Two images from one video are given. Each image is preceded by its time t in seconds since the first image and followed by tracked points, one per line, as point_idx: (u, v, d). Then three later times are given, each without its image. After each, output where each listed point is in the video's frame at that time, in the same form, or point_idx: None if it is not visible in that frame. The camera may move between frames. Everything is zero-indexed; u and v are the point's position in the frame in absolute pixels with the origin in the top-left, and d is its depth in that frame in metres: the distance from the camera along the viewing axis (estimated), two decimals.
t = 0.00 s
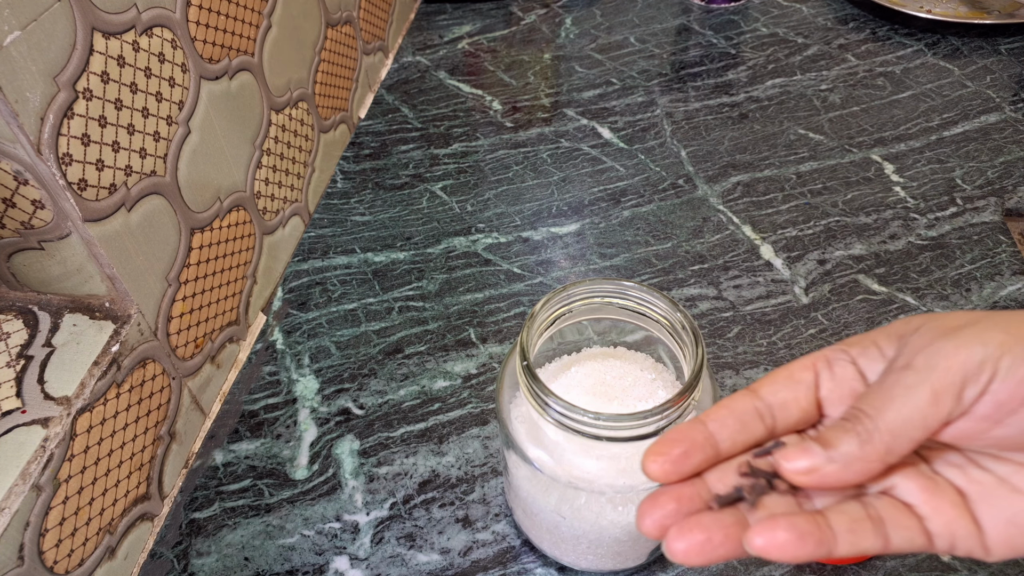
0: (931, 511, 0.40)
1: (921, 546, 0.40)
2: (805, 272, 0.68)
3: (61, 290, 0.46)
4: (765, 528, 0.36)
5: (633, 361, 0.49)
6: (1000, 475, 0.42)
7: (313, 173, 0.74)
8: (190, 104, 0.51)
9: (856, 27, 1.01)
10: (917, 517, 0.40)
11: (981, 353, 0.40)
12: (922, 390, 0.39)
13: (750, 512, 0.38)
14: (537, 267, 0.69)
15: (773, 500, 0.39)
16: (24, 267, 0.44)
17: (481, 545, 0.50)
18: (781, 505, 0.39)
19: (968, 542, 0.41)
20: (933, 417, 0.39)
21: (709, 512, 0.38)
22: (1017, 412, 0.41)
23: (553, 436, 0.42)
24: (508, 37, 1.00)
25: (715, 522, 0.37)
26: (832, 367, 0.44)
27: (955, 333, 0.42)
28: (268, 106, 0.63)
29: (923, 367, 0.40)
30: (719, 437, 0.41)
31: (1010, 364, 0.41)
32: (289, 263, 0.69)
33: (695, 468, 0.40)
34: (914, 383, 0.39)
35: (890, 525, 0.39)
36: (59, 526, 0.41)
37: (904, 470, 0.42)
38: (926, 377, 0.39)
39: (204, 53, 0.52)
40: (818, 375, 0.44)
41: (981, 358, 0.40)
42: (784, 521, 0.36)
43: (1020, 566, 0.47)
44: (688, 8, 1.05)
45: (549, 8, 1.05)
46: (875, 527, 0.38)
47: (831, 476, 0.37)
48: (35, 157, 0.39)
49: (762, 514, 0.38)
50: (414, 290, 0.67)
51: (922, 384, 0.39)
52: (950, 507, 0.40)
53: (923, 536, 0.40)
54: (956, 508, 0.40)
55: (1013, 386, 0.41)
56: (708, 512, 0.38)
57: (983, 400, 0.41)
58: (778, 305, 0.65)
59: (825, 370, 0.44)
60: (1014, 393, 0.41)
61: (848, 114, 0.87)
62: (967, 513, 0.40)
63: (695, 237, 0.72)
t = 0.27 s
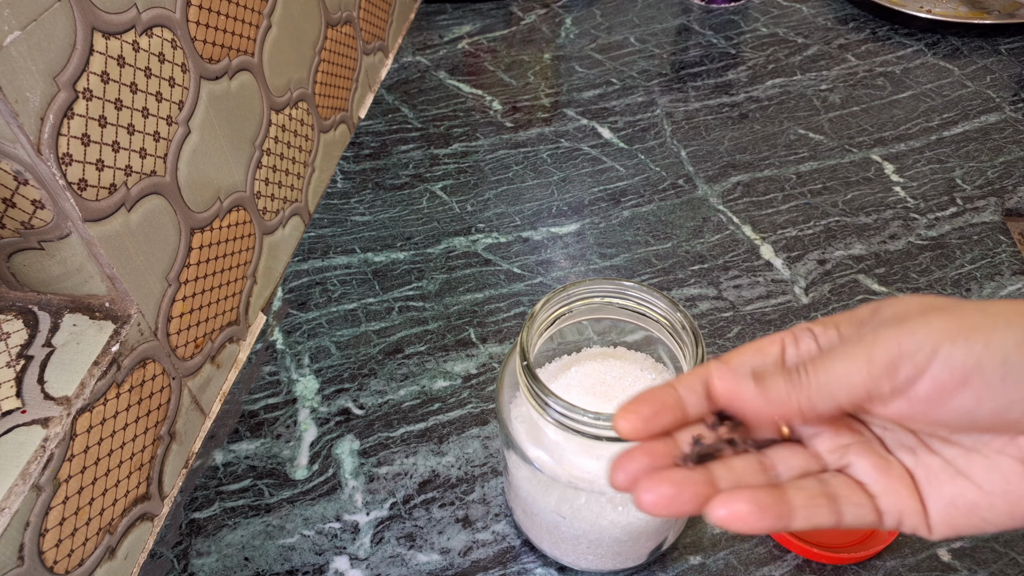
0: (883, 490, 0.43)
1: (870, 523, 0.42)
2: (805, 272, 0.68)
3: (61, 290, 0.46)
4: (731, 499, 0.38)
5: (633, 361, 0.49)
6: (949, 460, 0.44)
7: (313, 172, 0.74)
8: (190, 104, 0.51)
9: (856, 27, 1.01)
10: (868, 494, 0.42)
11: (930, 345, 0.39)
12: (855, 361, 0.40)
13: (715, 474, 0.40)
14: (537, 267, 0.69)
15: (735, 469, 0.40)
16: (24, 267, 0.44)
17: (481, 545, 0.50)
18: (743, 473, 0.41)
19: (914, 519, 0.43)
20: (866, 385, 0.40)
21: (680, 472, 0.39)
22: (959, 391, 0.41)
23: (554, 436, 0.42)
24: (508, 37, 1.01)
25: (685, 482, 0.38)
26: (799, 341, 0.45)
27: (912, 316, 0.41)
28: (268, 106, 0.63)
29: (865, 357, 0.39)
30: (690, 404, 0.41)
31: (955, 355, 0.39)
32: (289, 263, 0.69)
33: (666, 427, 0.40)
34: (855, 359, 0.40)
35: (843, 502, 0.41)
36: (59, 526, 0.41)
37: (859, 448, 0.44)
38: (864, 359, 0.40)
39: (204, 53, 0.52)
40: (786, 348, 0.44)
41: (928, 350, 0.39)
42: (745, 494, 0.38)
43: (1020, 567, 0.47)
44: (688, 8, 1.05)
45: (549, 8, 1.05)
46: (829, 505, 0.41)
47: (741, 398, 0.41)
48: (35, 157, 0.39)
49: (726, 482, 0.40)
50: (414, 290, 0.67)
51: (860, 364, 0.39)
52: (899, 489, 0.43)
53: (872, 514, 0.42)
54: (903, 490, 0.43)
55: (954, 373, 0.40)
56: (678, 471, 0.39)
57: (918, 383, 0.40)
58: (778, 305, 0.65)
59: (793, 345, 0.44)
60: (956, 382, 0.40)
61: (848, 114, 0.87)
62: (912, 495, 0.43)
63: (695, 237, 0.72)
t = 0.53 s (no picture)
0: (861, 469, 0.43)
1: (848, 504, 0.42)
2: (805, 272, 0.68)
3: (61, 290, 0.46)
4: (692, 481, 0.39)
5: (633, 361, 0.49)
6: (944, 422, 0.45)
7: (313, 173, 0.74)
8: (190, 104, 0.51)
9: (856, 27, 1.01)
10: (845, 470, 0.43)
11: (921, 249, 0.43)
12: (851, 242, 0.43)
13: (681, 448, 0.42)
14: (537, 267, 0.69)
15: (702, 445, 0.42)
16: (24, 267, 0.44)
17: (481, 545, 0.50)
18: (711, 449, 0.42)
19: (902, 493, 0.43)
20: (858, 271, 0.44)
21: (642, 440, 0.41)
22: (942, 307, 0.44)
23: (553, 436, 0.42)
24: (508, 37, 1.01)
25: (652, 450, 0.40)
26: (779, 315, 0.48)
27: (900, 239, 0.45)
28: (268, 106, 0.63)
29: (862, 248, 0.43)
30: (660, 365, 0.45)
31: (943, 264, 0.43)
32: (289, 263, 0.69)
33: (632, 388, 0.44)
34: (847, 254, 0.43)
35: (814, 485, 0.41)
36: (59, 526, 0.41)
37: (839, 429, 0.44)
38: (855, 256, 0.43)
39: (204, 53, 0.52)
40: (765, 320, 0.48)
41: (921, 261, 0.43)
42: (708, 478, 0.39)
43: (1020, 567, 0.47)
44: (688, 8, 1.05)
45: (549, 8, 1.05)
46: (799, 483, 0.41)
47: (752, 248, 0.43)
48: (35, 157, 0.39)
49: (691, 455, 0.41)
50: (414, 290, 0.67)
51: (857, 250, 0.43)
52: (880, 463, 0.43)
53: (851, 493, 0.42)
54: (886, 465, 0.43)
55: (947, 277, 0.43)
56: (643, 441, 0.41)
57: (906, 289, 0.44)
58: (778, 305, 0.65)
59: (775, 314, 0.48)
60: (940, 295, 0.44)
61: (849, 114, 0.87)
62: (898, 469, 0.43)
63: (695, 237, 0.72)
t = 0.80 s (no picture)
0: (854, 441, 0.42)
1: (838, 475, 0.42)
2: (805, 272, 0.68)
3: (61, 289, 0.46)
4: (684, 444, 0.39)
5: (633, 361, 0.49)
6: (938, 397, 0.45)
7: (313, 173, 0.74)
8: (189, 104, 0.51)
9: (855, 27, 1.01)
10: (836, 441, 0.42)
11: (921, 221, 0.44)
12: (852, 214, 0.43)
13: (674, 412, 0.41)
14: (537, 267, 0.69)
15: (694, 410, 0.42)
16: (24, 267, 0.44)
17: (481, 545, 0.50)
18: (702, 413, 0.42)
19: (892, 466, 0.43)
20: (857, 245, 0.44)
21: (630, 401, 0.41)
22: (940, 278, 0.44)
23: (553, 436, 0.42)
24: (508, 37, 1.00)
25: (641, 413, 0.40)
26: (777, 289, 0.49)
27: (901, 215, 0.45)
28: (268, 106, 0.63)
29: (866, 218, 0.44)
30: (657, 335, 0.45)
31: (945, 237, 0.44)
32: (289, 263, 0.69)
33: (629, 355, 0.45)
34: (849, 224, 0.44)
35: (804, 456, 0.41)
36: (59, 526, 0.41)
37: (832, 403, 0.44)
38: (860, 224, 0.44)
39: (204, 53, 0.52)
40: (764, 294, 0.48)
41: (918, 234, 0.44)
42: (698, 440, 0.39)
43: (1020, 566, 0.47)
44: (688, 8, 1.05)
45: (549, 7, 1.05)
46: (789, 452, 0.41)
47: (754, 207, 0.43)
48: (35, 157, 0.39)
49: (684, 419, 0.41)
50: (414, 290, 0.67)
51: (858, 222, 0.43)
52: (871, 435, 0.43)
53: (840, 465, 0.42)
54: (877, 436, 0.43)
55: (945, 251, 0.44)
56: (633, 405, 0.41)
57: (905, 260, 0.45)
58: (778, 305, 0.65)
59: (775, 289, 0.49)
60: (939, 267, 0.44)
61: (849, 114, 0.87)
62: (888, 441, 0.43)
63: (695, 237, 0.72)
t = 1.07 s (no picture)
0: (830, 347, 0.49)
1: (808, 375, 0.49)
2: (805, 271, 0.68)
3: (61, 290, 0.46)
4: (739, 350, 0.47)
5: (633, 360, 0.49)
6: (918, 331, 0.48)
7: (313, 173, 0.74)
8: (189, 104, 0.51)
9: (855, 27, 1.01)
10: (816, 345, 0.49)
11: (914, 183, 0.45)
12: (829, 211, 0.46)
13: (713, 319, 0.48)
14: (537, 267, 0.69)
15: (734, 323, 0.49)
16: (24, 267, 0.44)
17: (481, 545, 0.50)
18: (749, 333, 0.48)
19: (854, 378, 0.48)
20: (843, 233, 0.47)
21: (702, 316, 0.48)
22: (927, 240, 0.46)
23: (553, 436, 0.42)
24: (508, 37, 1.01)
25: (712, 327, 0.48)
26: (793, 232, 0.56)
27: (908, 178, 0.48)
28: (268, 106, 0.63)
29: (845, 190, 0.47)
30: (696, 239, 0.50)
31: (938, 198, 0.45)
32: (289, 263, 0.69)
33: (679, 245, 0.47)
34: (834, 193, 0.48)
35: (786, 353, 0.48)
36: (59, 526, 0.41)
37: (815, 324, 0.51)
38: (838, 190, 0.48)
39: (204, 53, 0.52)
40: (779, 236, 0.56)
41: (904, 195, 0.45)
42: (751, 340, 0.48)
43: (1020, 567, 0.47)
44: (688, 8, 1.05)
45: (549, 8, 1.05)
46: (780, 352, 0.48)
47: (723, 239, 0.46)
48: (35, 157, 0.39)
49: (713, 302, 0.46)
50: (414, 290, 0.67)
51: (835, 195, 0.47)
52: (843, 347, 0.49)
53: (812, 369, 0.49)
54: (849, 346, 0.49)
55: (919, 220, 0.45)
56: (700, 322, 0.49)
57: (888, 240, 0.47)
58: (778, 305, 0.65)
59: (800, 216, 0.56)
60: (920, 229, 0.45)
61: (849, 114, 0.87)
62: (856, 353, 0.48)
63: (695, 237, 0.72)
